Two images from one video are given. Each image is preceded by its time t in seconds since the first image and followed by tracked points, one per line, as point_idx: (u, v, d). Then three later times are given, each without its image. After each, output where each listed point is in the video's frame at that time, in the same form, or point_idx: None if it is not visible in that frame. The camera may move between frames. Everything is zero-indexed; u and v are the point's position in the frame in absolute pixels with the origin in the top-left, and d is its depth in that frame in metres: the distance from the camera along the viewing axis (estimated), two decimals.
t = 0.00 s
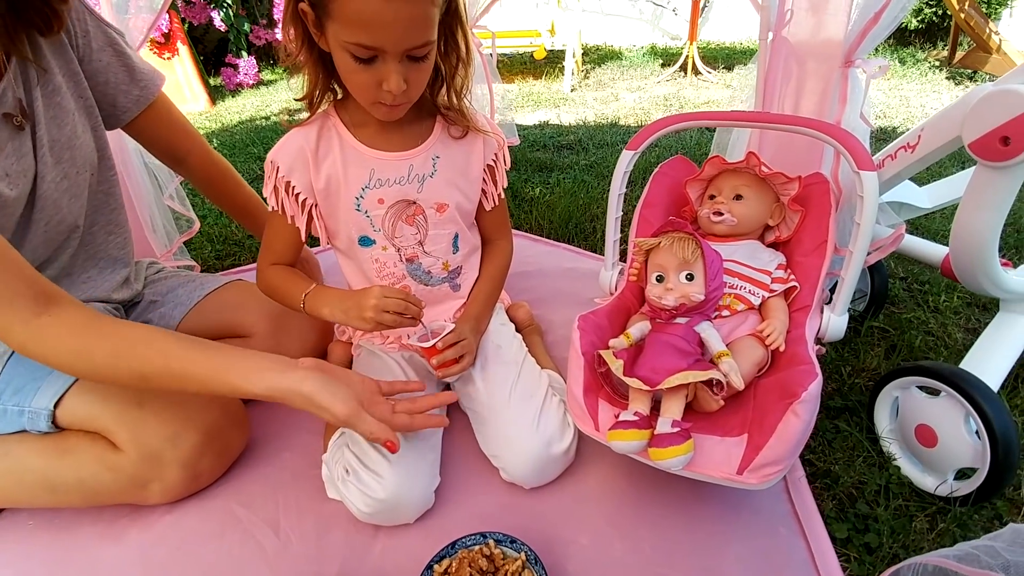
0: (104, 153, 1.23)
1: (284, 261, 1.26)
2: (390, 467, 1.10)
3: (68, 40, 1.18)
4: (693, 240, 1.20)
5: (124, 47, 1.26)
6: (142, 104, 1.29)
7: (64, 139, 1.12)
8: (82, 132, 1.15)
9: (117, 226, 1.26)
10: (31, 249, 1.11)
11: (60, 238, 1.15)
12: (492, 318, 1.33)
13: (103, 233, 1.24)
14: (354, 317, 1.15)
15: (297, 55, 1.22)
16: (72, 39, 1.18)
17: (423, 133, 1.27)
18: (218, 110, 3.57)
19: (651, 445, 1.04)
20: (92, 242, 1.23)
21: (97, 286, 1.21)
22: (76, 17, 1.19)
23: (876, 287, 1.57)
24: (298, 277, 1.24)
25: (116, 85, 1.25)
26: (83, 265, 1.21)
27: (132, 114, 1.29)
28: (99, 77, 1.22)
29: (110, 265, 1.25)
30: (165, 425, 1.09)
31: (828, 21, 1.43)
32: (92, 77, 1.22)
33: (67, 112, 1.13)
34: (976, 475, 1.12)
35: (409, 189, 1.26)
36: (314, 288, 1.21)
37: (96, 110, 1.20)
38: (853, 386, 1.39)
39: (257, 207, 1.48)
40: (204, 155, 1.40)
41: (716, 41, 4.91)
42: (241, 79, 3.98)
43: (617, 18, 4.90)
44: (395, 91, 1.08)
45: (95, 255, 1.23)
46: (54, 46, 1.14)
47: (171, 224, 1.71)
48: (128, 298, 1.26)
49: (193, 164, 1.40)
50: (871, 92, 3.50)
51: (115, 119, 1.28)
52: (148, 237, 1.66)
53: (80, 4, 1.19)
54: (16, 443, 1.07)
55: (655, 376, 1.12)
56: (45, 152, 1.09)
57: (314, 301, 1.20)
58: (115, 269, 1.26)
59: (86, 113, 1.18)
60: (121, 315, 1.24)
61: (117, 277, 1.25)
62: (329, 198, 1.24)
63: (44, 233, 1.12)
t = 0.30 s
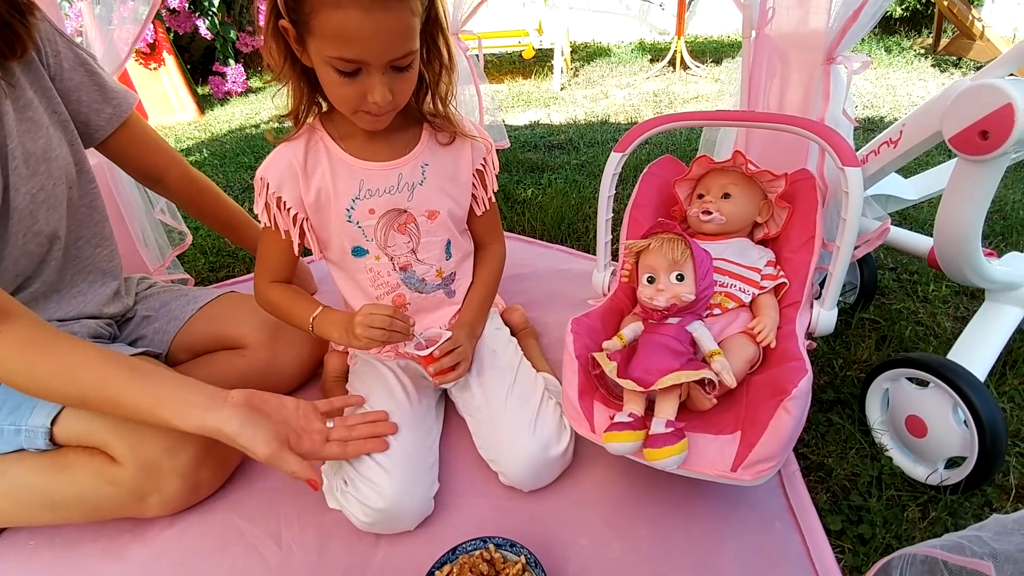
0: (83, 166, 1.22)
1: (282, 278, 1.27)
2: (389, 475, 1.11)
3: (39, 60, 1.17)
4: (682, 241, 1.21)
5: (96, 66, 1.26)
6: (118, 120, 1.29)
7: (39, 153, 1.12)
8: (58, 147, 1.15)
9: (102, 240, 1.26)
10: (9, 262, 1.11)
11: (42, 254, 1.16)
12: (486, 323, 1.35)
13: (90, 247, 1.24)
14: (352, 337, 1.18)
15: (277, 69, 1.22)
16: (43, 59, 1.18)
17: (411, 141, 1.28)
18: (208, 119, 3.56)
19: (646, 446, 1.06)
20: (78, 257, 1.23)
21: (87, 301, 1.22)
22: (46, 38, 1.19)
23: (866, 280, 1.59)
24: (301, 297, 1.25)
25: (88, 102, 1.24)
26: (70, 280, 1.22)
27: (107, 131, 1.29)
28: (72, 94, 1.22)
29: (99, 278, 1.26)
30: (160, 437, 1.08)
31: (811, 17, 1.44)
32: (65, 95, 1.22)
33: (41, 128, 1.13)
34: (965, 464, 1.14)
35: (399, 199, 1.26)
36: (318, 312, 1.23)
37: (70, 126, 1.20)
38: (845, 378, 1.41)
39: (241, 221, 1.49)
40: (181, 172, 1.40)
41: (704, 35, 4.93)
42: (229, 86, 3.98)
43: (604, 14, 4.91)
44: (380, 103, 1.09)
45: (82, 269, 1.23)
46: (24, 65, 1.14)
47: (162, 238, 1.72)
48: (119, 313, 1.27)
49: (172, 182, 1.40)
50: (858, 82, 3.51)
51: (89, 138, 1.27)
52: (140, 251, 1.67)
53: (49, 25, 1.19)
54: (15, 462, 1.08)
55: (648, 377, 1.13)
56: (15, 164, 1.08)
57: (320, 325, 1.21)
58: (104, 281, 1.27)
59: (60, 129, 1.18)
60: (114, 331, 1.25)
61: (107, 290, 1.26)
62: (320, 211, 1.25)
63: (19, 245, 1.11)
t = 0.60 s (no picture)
0: (68, 168, 1.20)
1: (292, 278, 1.28)
2: (395, 473, 1.11)
3: (22, 65, 1.17)
4: (683, 232, 1.21)
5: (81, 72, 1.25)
6: (103, 123, 1.27)
7: (17, 151, 1.11)
8: (36, 146, 1.13)
9: (91, 240, 1.24)
10: None
11: (26, 255, 1.14)
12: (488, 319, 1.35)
13: (83, 247, 1.23)
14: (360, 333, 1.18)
15: (268, 66, 1.20)
16: (27, 65, 1.18)
17: (408, 139, 1.27)
18: (202, 122, 3.55)
19: (651, 438, 1.06)
20: (72, 259, 1.21)
21: (84, 303, 1.21)
22: (31, 45, 1.18)
23: (866, 268, 1.59)
24: (318, 298, 1.26)
25: (73, 106, 1.23)
26: (65, 283, 1.20)
27: (92, 135, 1.27)
28: (54, 99, 1.21)
29: (94, 280, 1.24)
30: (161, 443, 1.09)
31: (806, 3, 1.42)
32: (47, 99, 1.21)
33: (18, 128, 1.11)
34: (970, 450, 1.14)
35: (398, 197, 1.26)
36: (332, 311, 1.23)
37: (52, 127, 1.18)
38: (848, 367, 1.41)
39: (236, 222, 1.47)
40: (174, 176, 1.37)
41: (697, 27, 4.91)
42: (223, 88, 3.96)
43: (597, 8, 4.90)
44: (370, 102, 1.08)
45: (77, 271, 1.22)
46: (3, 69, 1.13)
47: (160, 242, 1.72)
48: (118, 316, 1.26)
49: (164, 186, 1.36)
50: (853, 70, 3.51)
51: (73, 142, 1.26)
52: (139, 256, 1.66)
53: (33, 32, 1.19)
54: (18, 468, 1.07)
55: (652, 369, 1.13)
56: None
57: (336, 325, 1.22)
58: (100, 283, 1.25)
59: (42, 130, 1.16)
60: (115, 335, 1.25)
61: (104, 291, 1.25)
62: (320, 214, 1.25)
63: None
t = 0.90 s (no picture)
0: (35, 177, 1.18)
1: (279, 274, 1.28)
2: (391, 476, 1.10)
3: None
4: (676, 228, 1.19)
5: (45, 81, 1.22)
6: (69, 133, 1.24)
7: None
8: None
9: (69, 248, 1.22)
10: None
11: None
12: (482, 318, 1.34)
13: (60, 256, 1.20)
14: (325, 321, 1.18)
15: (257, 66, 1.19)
16: None
17: (397, 139, 1.26)
18: (193, 123, 3.52)
19: (648, 437, 1.05)
20: (49, 268, 1.19)
21: (64, 311, 1.19)
22: None
23: (861, 260, 1.59)
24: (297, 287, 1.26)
25: (37, 117, 1.20)
26: (45, 291, 1.18)
27: (58, 146, 1.23)
28: (18, 110, 1.18)
29: (73, 287, 1.22)
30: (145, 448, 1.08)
31: None
32: (11, 110, 1.18)
33: None
34: (970, 442, 1.13)
35: (390, 198, 1.24)
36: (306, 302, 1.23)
37: (15, 137, 1.15)
38: (845, 360, 1.41)
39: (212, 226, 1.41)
40: (147, 182, 1.33)
41: (690, 19, 4.89)
42: (213, 88, 3.93)
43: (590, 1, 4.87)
44: (355, 101, 1.07)
45: (56, 279, 1.20)
46: None
47: (151, 246, 1.71)
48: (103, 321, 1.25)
49: (138, 192, 1.32)
50: (848, 60, 3.49)
51: (39, 154, 1.23)
52: (131, 259, 1.65)
53: None
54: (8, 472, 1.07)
55: (648, 367, 1.12)
56: None
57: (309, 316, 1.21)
58: (80, 289, 1.24)
59: (4, 141, 1.14)
60: (101, 340, 1.23)
61: (84, 297, 1.23)
62: (310, 215, 1.23)
63: None
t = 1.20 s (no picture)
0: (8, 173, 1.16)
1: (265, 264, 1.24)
2: (392, 472, 1.11)
3: None
4: (673, 220, 1.20)
5: (10, 75, 1.19)
6: (42, 127, 1.22)
7: None
8: None
9: (53, 245, 1.19)
10: None
11: None
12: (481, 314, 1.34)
13: (45, 255, 1.18)
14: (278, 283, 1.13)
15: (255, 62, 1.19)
16: None
17: (393, 137, 1.26)
18: (186, 122, 3.50)
19: (648, 428, 1.05)
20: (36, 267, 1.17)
21: (58, 311, 1.19)
22: None
23: (857, 250, 1.60)
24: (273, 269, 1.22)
25: (6, 114, 1.18)
26: (37, 292, 1.18)
27: (31, 142, 1.21)
28: None
29: (66, 284, 1.21)
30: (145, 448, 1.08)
31: None
32: None
33: None
34: (965, 429, 1.14)
35: (386, 194, 1.24)
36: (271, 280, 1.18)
37: None
38: (842, 350, 1.42)
39: (194, 218, 1.40)
40: (126, 173, 1.31)
41: (684, 12, 4.88)
42: (206, 87, 3.91)
43: None
44: (348, 99, 1.07)
45: (46, 278, 1.18)
46: None
47: (147, 246, 1.71)
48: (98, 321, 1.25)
49: (117, 184, 1.31)
50: (842, 52, 3.50)
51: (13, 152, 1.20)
52: (127, 261, 1.65)
53: None
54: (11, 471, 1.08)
55: (647, 359, 1.13)
56: None
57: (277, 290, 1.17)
58: (73, 287, 1.22)
59: None
60: (96, 340, 1.24)
61: (78, 295, 1.22)
62: (305, 208, 1.24)
63: None
